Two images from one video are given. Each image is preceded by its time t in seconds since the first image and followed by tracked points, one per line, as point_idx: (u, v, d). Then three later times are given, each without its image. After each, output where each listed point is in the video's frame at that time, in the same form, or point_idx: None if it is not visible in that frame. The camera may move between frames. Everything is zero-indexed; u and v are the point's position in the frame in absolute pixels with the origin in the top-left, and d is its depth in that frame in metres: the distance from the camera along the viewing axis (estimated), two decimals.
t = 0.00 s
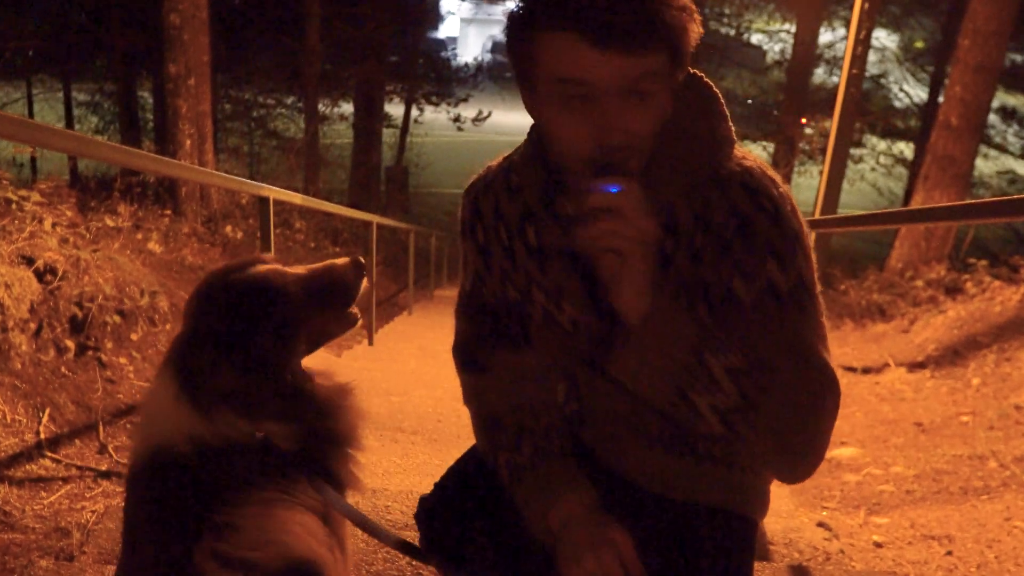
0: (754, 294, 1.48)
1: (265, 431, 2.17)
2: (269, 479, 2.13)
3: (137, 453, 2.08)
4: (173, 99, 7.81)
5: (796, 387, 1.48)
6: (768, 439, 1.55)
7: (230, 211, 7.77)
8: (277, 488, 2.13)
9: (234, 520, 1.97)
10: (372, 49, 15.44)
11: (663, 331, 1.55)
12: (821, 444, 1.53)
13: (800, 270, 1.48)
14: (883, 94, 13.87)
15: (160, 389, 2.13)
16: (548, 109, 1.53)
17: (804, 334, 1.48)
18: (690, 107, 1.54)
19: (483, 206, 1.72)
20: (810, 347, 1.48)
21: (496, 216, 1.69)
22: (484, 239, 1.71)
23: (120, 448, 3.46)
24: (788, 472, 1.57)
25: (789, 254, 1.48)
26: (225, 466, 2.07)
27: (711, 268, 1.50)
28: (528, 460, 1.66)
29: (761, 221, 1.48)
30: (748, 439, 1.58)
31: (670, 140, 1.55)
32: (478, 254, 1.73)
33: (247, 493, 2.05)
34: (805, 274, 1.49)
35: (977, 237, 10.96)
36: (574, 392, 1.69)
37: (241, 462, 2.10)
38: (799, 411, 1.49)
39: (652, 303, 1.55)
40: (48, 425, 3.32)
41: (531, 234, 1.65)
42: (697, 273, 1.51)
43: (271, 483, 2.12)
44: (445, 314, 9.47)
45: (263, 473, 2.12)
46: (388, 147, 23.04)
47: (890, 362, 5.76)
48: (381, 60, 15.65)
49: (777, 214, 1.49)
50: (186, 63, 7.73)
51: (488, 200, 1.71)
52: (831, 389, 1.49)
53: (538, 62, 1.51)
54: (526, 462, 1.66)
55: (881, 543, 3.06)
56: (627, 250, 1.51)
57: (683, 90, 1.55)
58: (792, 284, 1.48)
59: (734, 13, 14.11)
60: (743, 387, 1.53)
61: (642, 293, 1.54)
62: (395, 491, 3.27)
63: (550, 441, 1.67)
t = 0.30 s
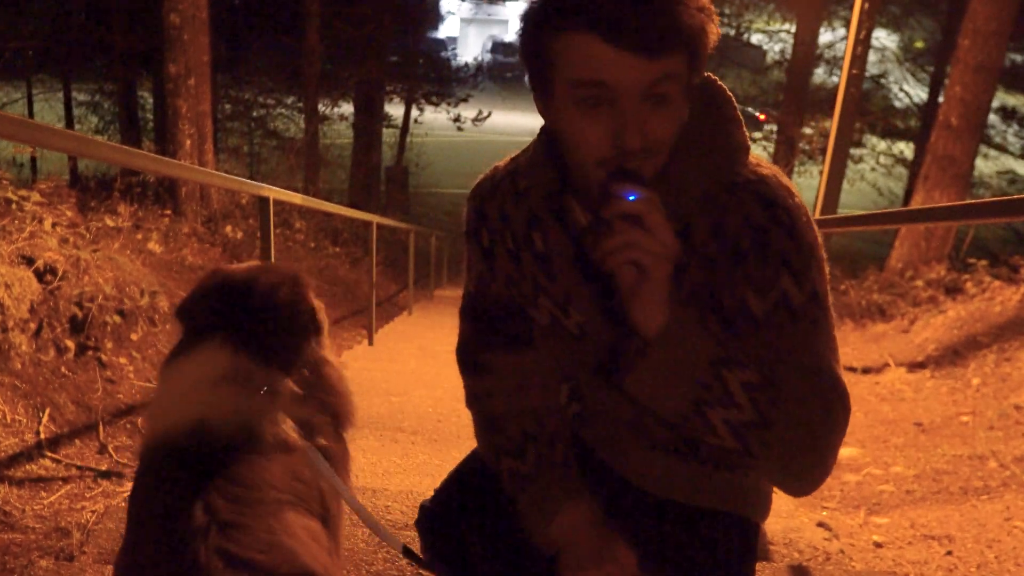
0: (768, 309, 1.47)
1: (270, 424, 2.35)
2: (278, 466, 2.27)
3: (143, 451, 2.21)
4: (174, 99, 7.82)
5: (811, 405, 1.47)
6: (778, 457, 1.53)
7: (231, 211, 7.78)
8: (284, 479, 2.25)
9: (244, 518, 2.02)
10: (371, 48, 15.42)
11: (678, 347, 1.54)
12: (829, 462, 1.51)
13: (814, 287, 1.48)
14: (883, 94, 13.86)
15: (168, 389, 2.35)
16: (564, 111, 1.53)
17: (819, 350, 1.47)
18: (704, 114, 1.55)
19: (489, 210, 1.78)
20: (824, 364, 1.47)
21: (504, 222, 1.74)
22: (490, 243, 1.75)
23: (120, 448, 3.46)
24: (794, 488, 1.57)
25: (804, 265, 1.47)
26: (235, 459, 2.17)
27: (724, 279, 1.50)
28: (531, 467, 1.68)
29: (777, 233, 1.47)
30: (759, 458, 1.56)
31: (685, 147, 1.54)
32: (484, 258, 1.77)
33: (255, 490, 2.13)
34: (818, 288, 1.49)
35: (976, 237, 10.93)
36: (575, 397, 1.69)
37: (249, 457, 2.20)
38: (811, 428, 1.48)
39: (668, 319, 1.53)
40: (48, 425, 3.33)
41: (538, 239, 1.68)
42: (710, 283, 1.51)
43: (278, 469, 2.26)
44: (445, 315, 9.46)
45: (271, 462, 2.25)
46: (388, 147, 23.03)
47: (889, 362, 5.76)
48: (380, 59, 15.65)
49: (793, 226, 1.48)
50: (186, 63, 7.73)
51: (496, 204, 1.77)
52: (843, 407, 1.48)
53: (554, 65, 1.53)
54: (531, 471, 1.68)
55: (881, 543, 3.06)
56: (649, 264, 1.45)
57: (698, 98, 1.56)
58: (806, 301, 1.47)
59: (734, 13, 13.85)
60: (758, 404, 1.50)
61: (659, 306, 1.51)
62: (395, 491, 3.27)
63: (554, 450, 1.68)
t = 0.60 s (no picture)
0: (778, 319, 1.52)
1: (269, 420, 2.37)
2: (279, 462, 2.32)
3: (146, 447, 2.27)
4: (174, 99, 7.82)
5: (819, 412, 1.51)
6: (781, 464, 1.59)
7: (230, 211, 7.79)
8: (283, 479, 2.28)
9: (242, 519, 2.02)
10: (371, 48, 15.42)
11: (688, 356, 1.57)
12: (834, 467, 1.58)
13: (823, 293, 1.52)
14: (882, 95, 13.85)
15: (169, 385, 2.43)
16: (567, 116, 1.52)
17: (828, 359, 1.51)
18: (710, 122, 1.59)
19: (497, 213, 1.79)
20: (830, 373, 1.51)
21: (510, 226, 1.76)
22: (495, 247, 1.77)
23: (120, 448, 3.46)
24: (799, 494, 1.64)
25: (813, 274, 1.51)
26: (232, 461, 2.19)
27: (731, 286, 1.55)
28: (533, 473, 1.75)
29: (786, 242, 1.51)
30: (767, 465, 1.61)
31: (693, 155, 1.56)
32: (490, 259, 1.78)
33: (255, 490, 2.15)
34: (827, 297, 1.53)
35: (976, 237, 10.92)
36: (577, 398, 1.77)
37: (247, 457, 2.23)
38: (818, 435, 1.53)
39: (677, 333, 1.55)
40: (48, 425, 3.33)
41: (545, 244, 1.70)
42: (719, 291, 1.56)
43: (278, 468, 2.30)
44: (444, 315, 9.46)
45: (271, 461, 2.29)
46: (388, 147, 23.02)
47: (890, 362, 5.76)
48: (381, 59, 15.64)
49: (803, 236, 1.52)
50: (185, 63, 7.72)
51: (502, 208, 1.79)
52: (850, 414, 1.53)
53: (558, 70, 1.53)
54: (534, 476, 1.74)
55: (881, 543, 3.06)
56: (656, 281, 1.46)
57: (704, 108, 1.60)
58: (815, 309, 1.51)
59: (734, 13, 13.84)
60: (767, 412, 1.55)
61: (665, 318, 1.52)
62: (395, 491, 3.27)
63: (557, 455, 1.74)
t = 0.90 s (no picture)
0: (774, 318, 1.50)
1: (273, 419, 2.39)
2: (285, 463, 2.35)
3: (148, 446, 2.27)
4: (174, 99, 7.81)
5: (814, 412, 1.50)
6: (778, 465, 1.58)
7: (230, 211, 7.80)
8: (288, 480, 2.30)
9: (247, 524, 2.04)
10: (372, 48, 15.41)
11: (679, 357, 1.57)
12: (829, 463, 1.55)
13: (820, 296, 1.49)
14: (883, 94, 13.85)
15: (172, 380, 2.43)
16: (566, 119, 1.53)
17: (824, 358, 1.49)
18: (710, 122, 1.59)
19: (497, 217, 1.82)
20: (823, 373, 1.49)
21: (510, 230, 1.79)
22: (496, 248, 1.81)
23: (120, 448, 3.46)
24: (791, 492, 1.62)
25: (810, 274, 1.49)
26: (234, 461, 2.21)
27: (728, 287, 1.54)
28: (534, 474, 1.78)
29: (783, 242, 1.49)
30: (760, 469, 1.61)
31: (688, 155, 1.57)
32: (490, 261, 1.82)
33: (257, 492, 2.16)
34: (824, 297, 1.50)
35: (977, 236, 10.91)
36: (579, 398, 1.86)
37: (250, 459, 2.25)
38: (814, 434, 1.52)
39: (668, 333, 1.57)
40: (48, 425, 3.33)
41: (546, 247, 1.73)
42: (717, 292, 1.55)
43: (283, 469, 2.32)
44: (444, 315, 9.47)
45: (275, 462, 2.32)
46: (388, 147, 23.04)
47: (890, 362, 5.76)
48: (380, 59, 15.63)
49: (799, 234, 1.50)
50: (185, 62, 7.72)
51: (503, 209, 1.82)
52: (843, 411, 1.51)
53: (556, 75, 1.54)
54: (535, 477, 1.77)
55: (881, 543, 3.06)
56: (647, 281, 1.49)
57: (703, 107, 1.60)
58: (813, 311, 1.49)
59: (734, 13, 13.87)
60: (756, 411, 1.54)
61: (659, 319, 1.56)
62: (395, 491, 3.27)
63: (558, 455, 1.78)
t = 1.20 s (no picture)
0: (773, 318, 1.56)
1: (278, 420, 2.39)
2: (289, 465, 2.35)
3: (151, 445, 2.27)
4: (174, 99, 7.81)
5: (809, 412, 1.55)
6: (784, 465, 1.61)
7: (230, 211, 7.82)
8: (290, 482, 2.30)
9: (252, 530, 2.05)
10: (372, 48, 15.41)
11: (678, 364, 1.61)
12: (832, 458, 1.60)
13: (818, 295, 1.56)
14: (882, 95, 13.91)
15: (179, 380, 2.44)
16: (552, 134, 1.59)
17: (823, 358, 1.55)
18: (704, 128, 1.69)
19: (498, 222, 1.91)
20: (825, 373, 1.55)
21: (510, 232, 1.88)
22: (496, 251, 1.90)
23: (120, 448, 3.46)
24: (797, 493, 1.66)
25: (809, 275, 1.56)
26: (235, 463, 2.21)
27: (727, 287, 1.62)
28: (536, 472, 1.83)
29: (780, 243, 1.56)
30: (765, 471, 1.65)
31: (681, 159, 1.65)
32: (490, 265, 1.91)
33: (257, 495, 2.15)
34: (822, 297, 1.57)
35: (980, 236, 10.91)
36: (581, 399, 1.88)
37: (252, 460, 2.24)
38: (815, 435, 1.57)
39: (664, 340, 1.60)
40: (48, 425, 3.33)
41: (546, 249, 1.81)
42: (712, 291, 1.64)
43: (285, 471, 2.32)
44: (443, 316, 9.47)
45: (278, 463, 2.31)
46: (388, 147, 23.04)
47: (890, 362, 5.76)
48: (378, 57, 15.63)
49: (799, 237, 1.57)
50: (185, 62, 7.72)
51: (502, 214, 1.91)
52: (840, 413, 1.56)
53: (537, 93, 1.61)
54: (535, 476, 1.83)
55: (881, 543, 3.06)
56: (638, 293, 1.51)
57: (697, 114, 1.70)
58: (810, 313, 1.55)
59: (733, 13, 14.08)
60: (755, 421, 1.60)
61: (653, 332, 1.58)
62: (395, 491, 3.27)
63: (560, 453, 1.83)
